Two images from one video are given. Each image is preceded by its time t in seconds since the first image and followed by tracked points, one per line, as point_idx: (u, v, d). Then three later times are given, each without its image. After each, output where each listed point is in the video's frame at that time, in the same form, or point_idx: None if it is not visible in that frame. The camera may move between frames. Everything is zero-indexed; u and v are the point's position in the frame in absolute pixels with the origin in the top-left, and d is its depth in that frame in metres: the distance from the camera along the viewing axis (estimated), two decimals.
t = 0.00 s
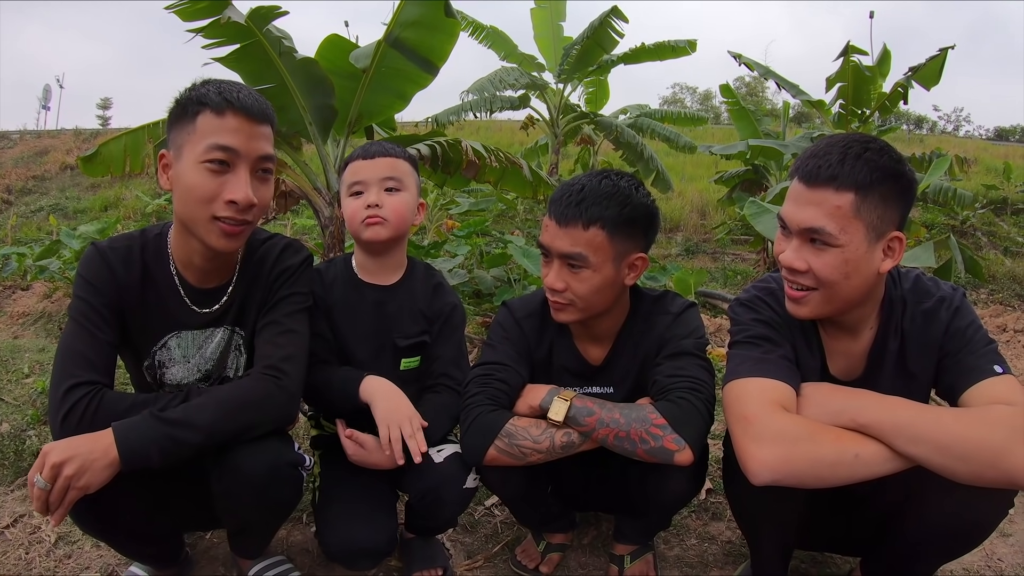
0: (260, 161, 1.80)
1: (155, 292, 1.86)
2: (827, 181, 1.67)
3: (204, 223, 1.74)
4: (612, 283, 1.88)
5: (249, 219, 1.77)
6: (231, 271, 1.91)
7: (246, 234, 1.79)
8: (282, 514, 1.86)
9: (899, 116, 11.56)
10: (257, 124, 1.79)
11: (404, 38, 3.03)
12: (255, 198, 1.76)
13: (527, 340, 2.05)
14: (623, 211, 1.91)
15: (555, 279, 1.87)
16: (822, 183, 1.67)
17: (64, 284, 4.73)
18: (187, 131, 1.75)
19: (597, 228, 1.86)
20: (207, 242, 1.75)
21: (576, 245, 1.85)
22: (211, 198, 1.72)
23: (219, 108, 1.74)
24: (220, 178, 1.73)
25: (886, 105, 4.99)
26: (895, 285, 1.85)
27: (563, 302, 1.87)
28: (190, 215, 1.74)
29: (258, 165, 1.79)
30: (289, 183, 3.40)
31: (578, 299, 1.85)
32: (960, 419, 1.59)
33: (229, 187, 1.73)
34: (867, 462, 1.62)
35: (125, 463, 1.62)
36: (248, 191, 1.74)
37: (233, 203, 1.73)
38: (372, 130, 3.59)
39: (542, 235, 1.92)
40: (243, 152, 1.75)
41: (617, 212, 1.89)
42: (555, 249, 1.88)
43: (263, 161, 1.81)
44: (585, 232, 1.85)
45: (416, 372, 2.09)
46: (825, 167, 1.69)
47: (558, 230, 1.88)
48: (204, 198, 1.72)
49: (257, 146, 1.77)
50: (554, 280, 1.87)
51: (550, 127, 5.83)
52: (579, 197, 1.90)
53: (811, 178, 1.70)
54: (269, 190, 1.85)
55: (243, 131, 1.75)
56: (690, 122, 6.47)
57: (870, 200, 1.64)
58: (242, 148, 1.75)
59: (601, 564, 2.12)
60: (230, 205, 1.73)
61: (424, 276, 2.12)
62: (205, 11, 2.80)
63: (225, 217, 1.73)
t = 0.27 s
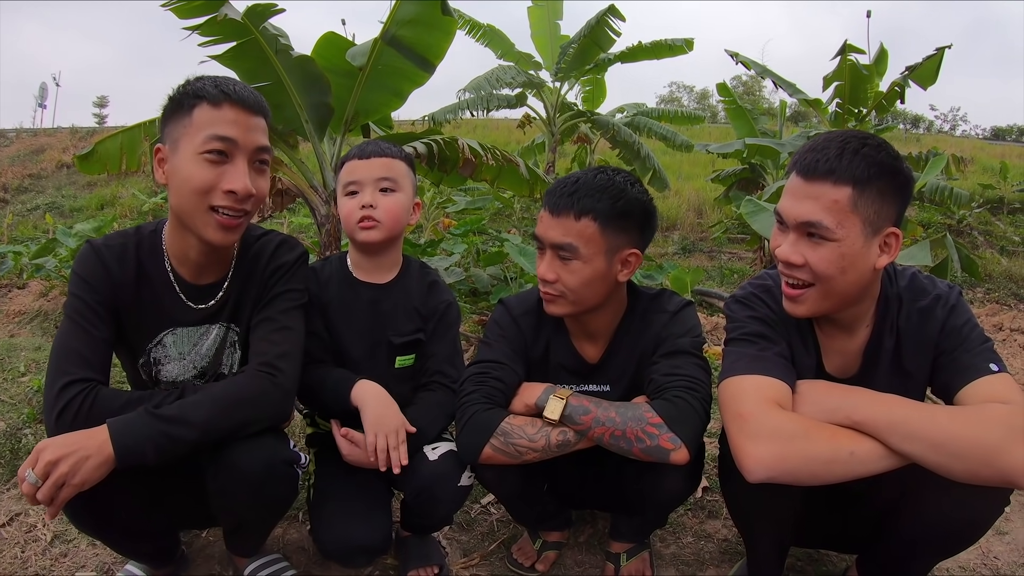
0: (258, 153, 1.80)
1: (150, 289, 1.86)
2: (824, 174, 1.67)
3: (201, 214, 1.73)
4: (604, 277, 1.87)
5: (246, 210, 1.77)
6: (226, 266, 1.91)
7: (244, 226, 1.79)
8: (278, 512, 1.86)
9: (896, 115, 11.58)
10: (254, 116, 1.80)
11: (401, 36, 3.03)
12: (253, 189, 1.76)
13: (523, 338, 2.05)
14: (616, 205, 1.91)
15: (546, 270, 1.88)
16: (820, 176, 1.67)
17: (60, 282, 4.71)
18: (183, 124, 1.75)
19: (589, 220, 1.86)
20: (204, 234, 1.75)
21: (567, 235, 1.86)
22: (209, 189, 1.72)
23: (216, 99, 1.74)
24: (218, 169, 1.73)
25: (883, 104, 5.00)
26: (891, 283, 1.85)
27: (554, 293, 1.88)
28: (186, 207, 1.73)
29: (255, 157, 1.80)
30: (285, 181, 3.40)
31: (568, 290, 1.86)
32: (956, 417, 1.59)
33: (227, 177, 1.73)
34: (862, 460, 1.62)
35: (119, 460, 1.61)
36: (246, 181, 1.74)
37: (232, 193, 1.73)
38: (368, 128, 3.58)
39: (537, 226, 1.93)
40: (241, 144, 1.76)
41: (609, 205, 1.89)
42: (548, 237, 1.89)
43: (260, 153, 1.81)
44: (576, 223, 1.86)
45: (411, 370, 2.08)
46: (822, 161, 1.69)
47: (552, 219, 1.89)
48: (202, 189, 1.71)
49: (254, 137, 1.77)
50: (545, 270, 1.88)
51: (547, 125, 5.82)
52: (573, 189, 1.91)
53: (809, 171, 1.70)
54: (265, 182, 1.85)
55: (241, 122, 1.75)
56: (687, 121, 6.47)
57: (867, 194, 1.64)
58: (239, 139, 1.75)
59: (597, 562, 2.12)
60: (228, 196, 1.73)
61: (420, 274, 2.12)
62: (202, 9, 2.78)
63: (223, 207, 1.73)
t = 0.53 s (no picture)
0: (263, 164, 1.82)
1: (145, 287, 1.85)
2: (823, 171, 1.67)
3: (214, 230, 1.75)
4: (584, 274, 1.88)
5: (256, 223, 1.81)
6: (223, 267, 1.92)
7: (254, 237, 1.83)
8: (275, 511, 1.85)
9: (893, 113, 11.58)
10: (256, 127, 1.80)
11: (398, 34, 3.02)
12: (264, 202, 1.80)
13: (521, 337, 2.05)
14: (606, 204, 1.91)
15: (531, 261, 1.92)
16: (818, 174, 1.67)
17: (57, 282, 4.70)
18: (187, 138, 1.73)
19: (573, 217, 1.88)
20: (218, 248, 1.77)
21: (550, 228, 1.89)
22: (223, 205, 1.74)
23: (223, 114, 1.73)
24: (230, 186, 1.74)
25: (880, 103, 5.00)
26: (889, 281, 1.85)
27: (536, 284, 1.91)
28: (197, 223, 1.74)
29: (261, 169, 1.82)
30: (282, 180, 3.39)
31: (547, 282, 1.89)
32: (952, 415, 1.60)
33: (242, 194, 1.75)
34: (858, 457, 1.62)
35: (126, 455, 1.61)
36: (260, 196, 1.78)
37: (247, 209, 1.76)
38: (365, 127, 3.58)
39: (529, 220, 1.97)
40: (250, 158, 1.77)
41: (597, 203, 1.90)
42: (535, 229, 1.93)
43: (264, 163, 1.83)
44: (561, 218, 1.89)
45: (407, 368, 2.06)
46: (821, 159, 1.69)
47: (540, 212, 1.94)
48: (216, 207, 1.73)
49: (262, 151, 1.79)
50: (530, 260, 1.92)
51: (544, 124, 5.82)
52: (565, 183, 1.93)
53: (807, 168, 1.70)
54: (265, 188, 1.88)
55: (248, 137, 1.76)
56: (684, 120, 6.47)
57: (865, 193, 1.64)
58: (249, 153, 1.76)
59: (594, 560, 2.13)
60: (243, 212, 1.76)
61: (416, 271, 2.11)
62: (198, 8, 2.77)
63: (236, 222, 1.77)
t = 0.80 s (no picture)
0: (255, 150, 1.83)
1: (143, 287, 1.85)
2: (825, 173, 1.66)
3: (207, 214, 1.74)
4: (583, 273, 1.88)
5: (249, 207, 1.81)
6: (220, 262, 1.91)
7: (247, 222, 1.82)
8: (274, 510, 1.85)
9: (891, 112, 11.61)
10: (247, 114, 1.82)
11: (396, 34, 3.01)
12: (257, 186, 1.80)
13: (520, 336, 2.05)
14: (608, 204, 1.91)
15: (530, 258, 1.92)
16: (820, 175, 1.67)
17: (56, 282, 4.70)
18: (179, 125, 1.73)
19: (574, 215, 1.88)
20: (210, 233, 1.76)
21: (551, 224, 1.89)
22: (214, 188, 1.73)
23: (214, 100, 1.74)
24: (222, 168, 1.74)
25: (879, 102, 5.00)
26: (890, 280, 1.85)
27: (535, 279, 1.92)
28: (190, 208, 1.74)
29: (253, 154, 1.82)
30: (281, 179, 3.39)
31: (546, 278, 1.89)
32: (951, 414, 1.60)
33: (233, 176, 1.75)
34: (856, 455, 1.62)
35: (116, 454, 1.61)
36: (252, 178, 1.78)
37: (239, 192, 1.76)
38: (365, 126, 3.58)
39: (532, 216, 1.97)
40: (242, 142, 1.78)
41: (598, 203, 1.90)
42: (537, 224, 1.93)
43: (256, 150, 1.84)
44: (562, 215, 1.89)
45: (406, 367, 2.06)
46: (824, 160, 1.68)
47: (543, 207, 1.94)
48: (208, 189, 1.72)
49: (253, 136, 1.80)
50: (530, 256, 1.92)
51: (543, 123, 5.82)
52: (571, 180, 1.93)
53: (809, 170, 1.69)
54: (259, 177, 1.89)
55: (240, 121, 1.78)
56: (683, 119, 6.47)
57: (867, 196, 1.64)
58: (241, 138, 1.77)
59: (594, 559, 2.13)
60: (235, 194, 1.76)
61: (416, 272, 2.13)
62: (196, 7, 2.77)
63: (229, 204, 1.76)
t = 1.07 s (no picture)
0: (247, 146, 1.82)
1: (141, 287, 1.85)
2: (824, 170, 1.66)
3: (199, 210, 1.74)
4: (582, 271, 1.88)
5: (242, 199, 1.80)
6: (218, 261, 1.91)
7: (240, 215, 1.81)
8: (273, 509, 1.85)
9: (890, 111, 11.61)
10: (238, 110, 1.81)
11: (396, 32, 3.01)
12: (248, 179, 1.79)
13: (521, 333, 2.05)
14: (606, 202, 1.91)
15: (529, 257, 1.92)
16: (819, 171, 1.67)
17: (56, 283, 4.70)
18: (168, 123, 1.73)
19: (573, 214, 1.88)
20: (203, 229, 1.76)
21: (550, 224, 1.89)
22: (204, 182, 1.73)
23: (202, 96, 1.74)
24: (213, 163, 1.74)
25: (879, 100, 5.00)
26: (893, 276, 1.84)
27: (535, 278, 1.92)
28: (182, 205, 1.74)
29: (244, 150, 1.82)
30: (281, 178, 3.38)
31: (545, 278, 1.89)
32: (951, 413, 1.60)
33: (223, 169, 1.75)
34: (855, 453, 1.62)
35: (109, 445, 1.61)
36: (243, 172, 1.77)
37: (229, 184, 1.75)
38: (364, 125, 3.58)
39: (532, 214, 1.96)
40: (233, 137, 1.77)
41: (597, 201, 1.90)
42: (536, 222, 1.93)
43: (247, 144, 1.83)
44: (561, 215, 1.89)
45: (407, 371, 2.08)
46: (823, 159, 1.68)
47: (542, 204, 1.94)
48: (198, 183, 1.72)
49: (243, 130, 1.80)
50: (530, 255, 1.93)
51: (542, 122, 5.81)
52: (573, 179, 1.93)
53: (808, 166, 1.69)
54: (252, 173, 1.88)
55: (230, 116, 1.77)
56: (683, 117, 6.47)
57: (866, 192, 1.64)
58: (230, 131, 1.76)
59: (595, 558, 2.13)
60: (226, 187, 1.75)
61: (419, 278, 2.12)
62: (195, 7, 2.76)
63: (221, 199, 1.76)
